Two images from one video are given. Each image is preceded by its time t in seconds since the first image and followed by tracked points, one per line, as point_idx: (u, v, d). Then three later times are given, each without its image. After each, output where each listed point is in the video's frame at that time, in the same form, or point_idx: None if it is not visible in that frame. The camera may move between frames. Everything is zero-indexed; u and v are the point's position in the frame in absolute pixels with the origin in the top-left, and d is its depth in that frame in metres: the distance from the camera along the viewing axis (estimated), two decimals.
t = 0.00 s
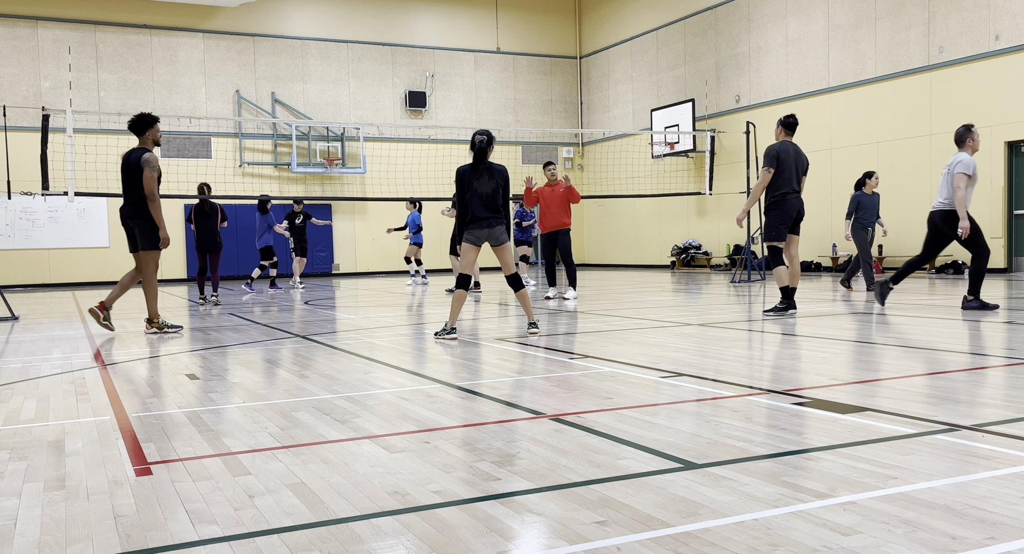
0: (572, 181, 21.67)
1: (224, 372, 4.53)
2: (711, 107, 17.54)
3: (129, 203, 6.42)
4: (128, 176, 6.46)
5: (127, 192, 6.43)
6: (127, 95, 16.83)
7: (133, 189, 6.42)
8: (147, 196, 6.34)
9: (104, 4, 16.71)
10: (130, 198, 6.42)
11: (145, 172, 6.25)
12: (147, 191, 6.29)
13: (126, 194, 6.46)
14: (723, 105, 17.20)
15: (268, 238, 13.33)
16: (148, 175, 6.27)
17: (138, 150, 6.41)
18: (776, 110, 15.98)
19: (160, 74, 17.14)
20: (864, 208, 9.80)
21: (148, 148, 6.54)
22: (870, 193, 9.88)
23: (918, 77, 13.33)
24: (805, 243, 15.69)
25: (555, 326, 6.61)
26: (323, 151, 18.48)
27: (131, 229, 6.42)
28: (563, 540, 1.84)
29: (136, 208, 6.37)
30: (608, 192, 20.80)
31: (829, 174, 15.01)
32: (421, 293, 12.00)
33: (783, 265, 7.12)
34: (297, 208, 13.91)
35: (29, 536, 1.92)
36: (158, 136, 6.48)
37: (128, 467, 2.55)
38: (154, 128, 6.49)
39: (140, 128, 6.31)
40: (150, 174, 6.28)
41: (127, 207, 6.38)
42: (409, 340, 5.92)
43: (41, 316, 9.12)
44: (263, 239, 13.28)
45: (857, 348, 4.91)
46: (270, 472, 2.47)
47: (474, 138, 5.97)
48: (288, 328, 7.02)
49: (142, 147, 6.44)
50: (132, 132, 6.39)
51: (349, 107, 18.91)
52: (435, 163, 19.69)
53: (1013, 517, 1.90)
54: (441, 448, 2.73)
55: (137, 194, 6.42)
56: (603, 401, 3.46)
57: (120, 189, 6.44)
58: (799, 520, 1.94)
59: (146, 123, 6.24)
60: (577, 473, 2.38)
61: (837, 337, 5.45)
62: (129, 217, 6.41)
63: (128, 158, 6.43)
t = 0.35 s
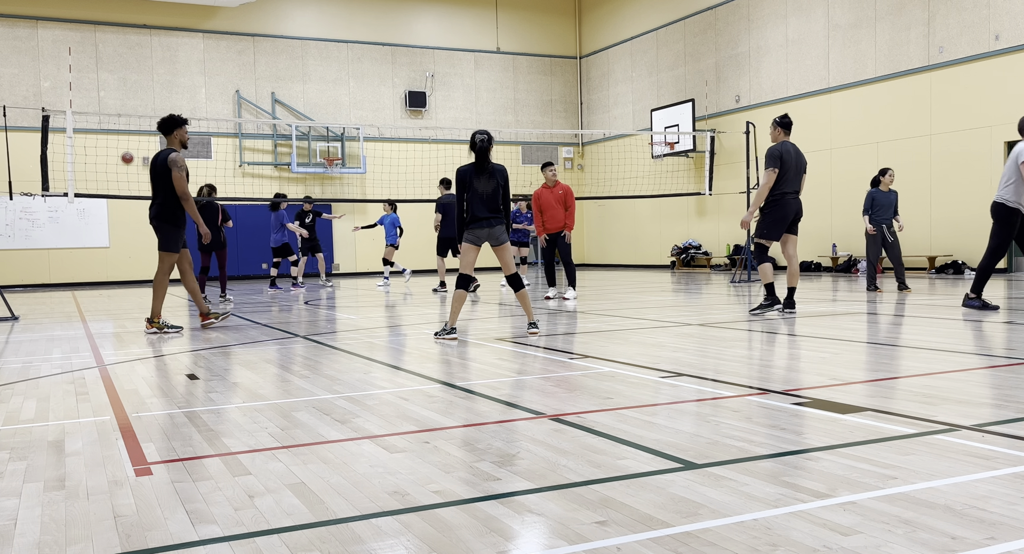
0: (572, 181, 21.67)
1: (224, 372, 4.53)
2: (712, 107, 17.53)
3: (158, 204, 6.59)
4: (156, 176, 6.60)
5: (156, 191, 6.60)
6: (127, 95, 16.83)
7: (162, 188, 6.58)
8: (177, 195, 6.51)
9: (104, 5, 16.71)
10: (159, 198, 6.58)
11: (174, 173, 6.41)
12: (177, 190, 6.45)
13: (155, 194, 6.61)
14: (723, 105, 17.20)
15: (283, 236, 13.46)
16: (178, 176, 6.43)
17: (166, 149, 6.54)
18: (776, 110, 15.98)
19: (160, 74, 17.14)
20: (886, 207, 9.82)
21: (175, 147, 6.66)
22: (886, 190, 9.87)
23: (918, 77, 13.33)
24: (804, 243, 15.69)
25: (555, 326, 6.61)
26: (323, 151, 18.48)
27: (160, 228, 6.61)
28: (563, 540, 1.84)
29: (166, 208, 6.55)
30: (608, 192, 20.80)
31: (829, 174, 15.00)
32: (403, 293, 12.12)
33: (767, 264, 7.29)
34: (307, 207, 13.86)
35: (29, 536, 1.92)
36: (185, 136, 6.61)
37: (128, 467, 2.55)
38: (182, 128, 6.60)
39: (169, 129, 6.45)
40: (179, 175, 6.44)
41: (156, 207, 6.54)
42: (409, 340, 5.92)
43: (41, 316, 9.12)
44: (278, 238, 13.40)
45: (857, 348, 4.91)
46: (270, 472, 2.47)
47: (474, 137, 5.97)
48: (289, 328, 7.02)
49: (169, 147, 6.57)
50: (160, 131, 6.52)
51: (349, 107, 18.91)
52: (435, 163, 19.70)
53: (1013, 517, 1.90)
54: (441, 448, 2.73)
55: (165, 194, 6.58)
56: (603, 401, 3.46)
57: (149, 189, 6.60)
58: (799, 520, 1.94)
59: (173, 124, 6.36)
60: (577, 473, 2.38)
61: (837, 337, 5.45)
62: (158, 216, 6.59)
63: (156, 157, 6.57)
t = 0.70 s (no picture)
0: (572, 181, 21.68)
1: (224, 372, 4.53)
2: (711, 107, 17.52)
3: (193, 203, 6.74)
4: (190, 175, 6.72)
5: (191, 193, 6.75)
6: (127, 95, 16.83)
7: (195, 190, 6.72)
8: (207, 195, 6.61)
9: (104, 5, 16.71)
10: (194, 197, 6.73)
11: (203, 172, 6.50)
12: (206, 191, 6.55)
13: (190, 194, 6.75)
14: (723, 105, 17.20)
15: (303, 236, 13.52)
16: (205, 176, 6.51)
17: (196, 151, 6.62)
18: (776, 110, 16.00)
19: (160, 74, 17.13)
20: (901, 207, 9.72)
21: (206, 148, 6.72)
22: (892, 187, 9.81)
23: (918, 77, 13.34)
24: (804, 243, 15.70)
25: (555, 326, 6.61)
26: (323, 151, 18.49)
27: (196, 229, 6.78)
28: (563, 540, 1.84)
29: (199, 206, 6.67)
30: (608, 192, 20.81)
31: (829, 174, 15.01)
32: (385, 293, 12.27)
33: (756, 266, 7.31)
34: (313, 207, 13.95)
35: (29, 536, 1.92)
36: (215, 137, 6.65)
37: (128, 467, 2.55)
38: (212, 129, 6.65)
39: (197, 130, 6.50)
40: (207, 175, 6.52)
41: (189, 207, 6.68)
42: (409, 340, 5.93)
43: (42, 316, 9.12)
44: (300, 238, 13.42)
45: (857, 348, 4.91)
46: (270, 472, 2.47)
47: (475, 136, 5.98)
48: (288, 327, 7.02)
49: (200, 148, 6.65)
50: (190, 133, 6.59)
51: (349, 107, 18.91)
52: (435, 163, 19.70)
53: (1012, 517, 1.90)
54: (441, 448, 2.73)
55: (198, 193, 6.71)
56: (603, 401, 3.46)
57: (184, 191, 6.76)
58: (798, 520, 1.94)
59: (201, 128, 6.42)
60: (577, 473, 2.38)
61: (836, 337, 5.45)
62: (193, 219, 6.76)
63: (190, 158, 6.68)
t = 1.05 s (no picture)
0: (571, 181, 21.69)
1: (224, 372, 4.53)
2: (711, 107, 17.51)
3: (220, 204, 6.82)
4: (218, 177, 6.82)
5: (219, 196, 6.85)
6: (127, 95, 16.83)
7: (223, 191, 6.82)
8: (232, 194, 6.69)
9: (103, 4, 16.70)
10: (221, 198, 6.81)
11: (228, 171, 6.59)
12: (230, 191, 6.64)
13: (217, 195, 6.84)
14: (723, 105, 17.19)
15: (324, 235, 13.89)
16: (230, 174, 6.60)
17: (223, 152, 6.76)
18: (776, 110, 16.00)
19: (160, 74, 17.14)
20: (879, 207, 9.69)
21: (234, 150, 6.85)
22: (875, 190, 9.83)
23: (918, 77, 13.34)
24: (804, 243, 15.69)
25: (555, 326, 6.61)
26: (323, 151, 18.50)
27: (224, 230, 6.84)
28: (563, 540, 1.84)
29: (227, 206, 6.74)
30: (608, 192, 20.82)
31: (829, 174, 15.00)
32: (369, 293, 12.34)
33: (746, 267, 7.34)
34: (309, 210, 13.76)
35: (29, 536, 1.92)
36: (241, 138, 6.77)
37: (128, 467, 2.55)
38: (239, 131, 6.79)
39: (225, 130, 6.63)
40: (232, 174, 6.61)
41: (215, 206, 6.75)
42: (409, 340, 5.93)
43: (41, 316, 9.12)
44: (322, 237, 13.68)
45: (857, 348, 4.91)
46: (270, 472, 2.46)
47: (475, 135, 5.97)
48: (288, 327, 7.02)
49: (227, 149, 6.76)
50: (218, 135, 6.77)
51: (349, 107, 18.92)
52: (435, 162, 19.69)
53: (1012, 517, 1.90)
54: (441, 448, 2.73)
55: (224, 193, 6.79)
56: (603, 401, 3.46)
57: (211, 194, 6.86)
58: (798, 520, 1.94)
59: (228, 127, 6.55)
60: (577, 473, 2.38)
61: (836, 337, 5.45)
62: (220, 219, 6.84)
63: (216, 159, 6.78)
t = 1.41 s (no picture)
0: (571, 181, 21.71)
1: (224, 372, 4.53)
2: (712, 107, 17.51)
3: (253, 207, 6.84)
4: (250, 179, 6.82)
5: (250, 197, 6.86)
6: (127, 95, 16.82)
7: (255, 193, 6.83)
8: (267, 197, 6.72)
9: (103, 4, 16.70)
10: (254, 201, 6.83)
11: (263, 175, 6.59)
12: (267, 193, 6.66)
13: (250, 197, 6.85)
14: (723, 105, 17.18)
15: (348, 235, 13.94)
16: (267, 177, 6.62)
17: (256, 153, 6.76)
18: (776, 110, 16.01)
19: (159, 74, 17.13)
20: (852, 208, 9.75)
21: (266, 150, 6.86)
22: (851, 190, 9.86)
23: (918, 77, 13.34)
24: (804, 243, 15.68)
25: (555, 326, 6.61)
26: (323, 151, 18.45)
27: (258, 232, 6.87)
28: (563, 540, 1.84)
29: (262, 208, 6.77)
30: (608, 192, 20.83)
31: (829, 174, 15.00)
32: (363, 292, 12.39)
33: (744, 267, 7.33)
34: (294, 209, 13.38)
35: (29, 536, 1.92)
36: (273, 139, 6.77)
37: (128, 467, 2.55)
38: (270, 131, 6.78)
39: (258, 132, 6.64)
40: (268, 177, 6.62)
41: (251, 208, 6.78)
42: (409, 340, 5.93)
43: (41, 315, 9.12)
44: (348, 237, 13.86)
45: (857, 348, 4.91)
46: (270, 472, 2.47)
47: (475, 134, 5.94)
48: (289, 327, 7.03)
49: (258, 150, 6.76)
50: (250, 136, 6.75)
51: (349, 107, 18.92)
52: (435, 162, 19.69)
53: (1013, 517, 1.90)
54: (441, 448, 2.73)
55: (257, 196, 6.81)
56: (603, 401, 3.46)
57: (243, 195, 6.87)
58: (798, 520, 1.94)
59: (261, 128, 6.56)
60: (578, 473, 2.38)
61: (836, 337, 5.45)
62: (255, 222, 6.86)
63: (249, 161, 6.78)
